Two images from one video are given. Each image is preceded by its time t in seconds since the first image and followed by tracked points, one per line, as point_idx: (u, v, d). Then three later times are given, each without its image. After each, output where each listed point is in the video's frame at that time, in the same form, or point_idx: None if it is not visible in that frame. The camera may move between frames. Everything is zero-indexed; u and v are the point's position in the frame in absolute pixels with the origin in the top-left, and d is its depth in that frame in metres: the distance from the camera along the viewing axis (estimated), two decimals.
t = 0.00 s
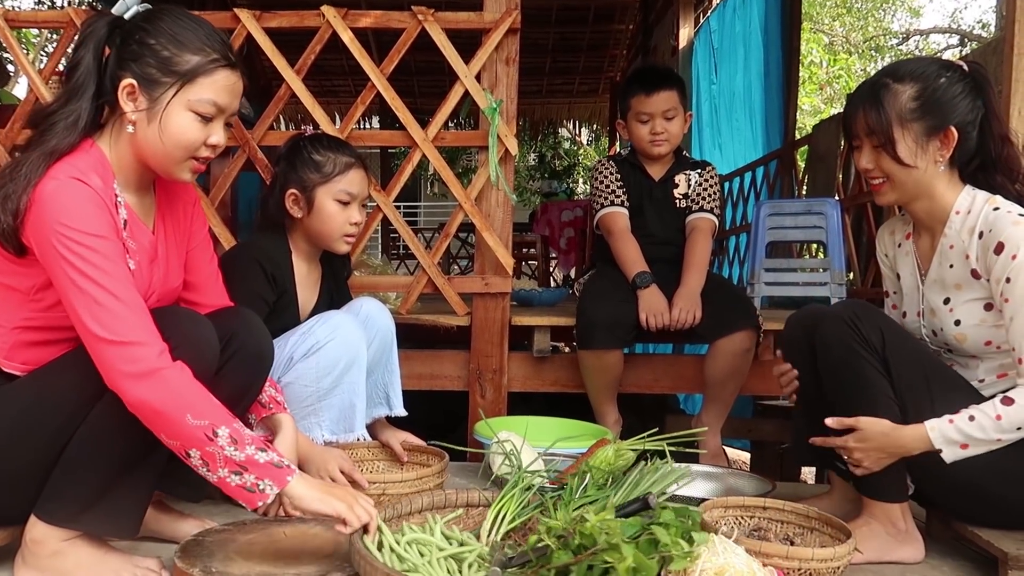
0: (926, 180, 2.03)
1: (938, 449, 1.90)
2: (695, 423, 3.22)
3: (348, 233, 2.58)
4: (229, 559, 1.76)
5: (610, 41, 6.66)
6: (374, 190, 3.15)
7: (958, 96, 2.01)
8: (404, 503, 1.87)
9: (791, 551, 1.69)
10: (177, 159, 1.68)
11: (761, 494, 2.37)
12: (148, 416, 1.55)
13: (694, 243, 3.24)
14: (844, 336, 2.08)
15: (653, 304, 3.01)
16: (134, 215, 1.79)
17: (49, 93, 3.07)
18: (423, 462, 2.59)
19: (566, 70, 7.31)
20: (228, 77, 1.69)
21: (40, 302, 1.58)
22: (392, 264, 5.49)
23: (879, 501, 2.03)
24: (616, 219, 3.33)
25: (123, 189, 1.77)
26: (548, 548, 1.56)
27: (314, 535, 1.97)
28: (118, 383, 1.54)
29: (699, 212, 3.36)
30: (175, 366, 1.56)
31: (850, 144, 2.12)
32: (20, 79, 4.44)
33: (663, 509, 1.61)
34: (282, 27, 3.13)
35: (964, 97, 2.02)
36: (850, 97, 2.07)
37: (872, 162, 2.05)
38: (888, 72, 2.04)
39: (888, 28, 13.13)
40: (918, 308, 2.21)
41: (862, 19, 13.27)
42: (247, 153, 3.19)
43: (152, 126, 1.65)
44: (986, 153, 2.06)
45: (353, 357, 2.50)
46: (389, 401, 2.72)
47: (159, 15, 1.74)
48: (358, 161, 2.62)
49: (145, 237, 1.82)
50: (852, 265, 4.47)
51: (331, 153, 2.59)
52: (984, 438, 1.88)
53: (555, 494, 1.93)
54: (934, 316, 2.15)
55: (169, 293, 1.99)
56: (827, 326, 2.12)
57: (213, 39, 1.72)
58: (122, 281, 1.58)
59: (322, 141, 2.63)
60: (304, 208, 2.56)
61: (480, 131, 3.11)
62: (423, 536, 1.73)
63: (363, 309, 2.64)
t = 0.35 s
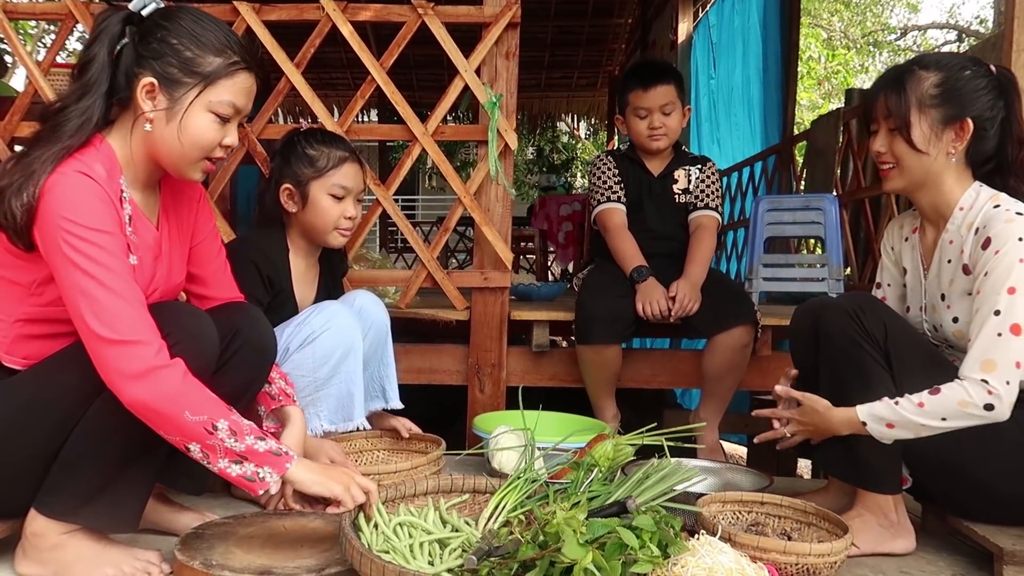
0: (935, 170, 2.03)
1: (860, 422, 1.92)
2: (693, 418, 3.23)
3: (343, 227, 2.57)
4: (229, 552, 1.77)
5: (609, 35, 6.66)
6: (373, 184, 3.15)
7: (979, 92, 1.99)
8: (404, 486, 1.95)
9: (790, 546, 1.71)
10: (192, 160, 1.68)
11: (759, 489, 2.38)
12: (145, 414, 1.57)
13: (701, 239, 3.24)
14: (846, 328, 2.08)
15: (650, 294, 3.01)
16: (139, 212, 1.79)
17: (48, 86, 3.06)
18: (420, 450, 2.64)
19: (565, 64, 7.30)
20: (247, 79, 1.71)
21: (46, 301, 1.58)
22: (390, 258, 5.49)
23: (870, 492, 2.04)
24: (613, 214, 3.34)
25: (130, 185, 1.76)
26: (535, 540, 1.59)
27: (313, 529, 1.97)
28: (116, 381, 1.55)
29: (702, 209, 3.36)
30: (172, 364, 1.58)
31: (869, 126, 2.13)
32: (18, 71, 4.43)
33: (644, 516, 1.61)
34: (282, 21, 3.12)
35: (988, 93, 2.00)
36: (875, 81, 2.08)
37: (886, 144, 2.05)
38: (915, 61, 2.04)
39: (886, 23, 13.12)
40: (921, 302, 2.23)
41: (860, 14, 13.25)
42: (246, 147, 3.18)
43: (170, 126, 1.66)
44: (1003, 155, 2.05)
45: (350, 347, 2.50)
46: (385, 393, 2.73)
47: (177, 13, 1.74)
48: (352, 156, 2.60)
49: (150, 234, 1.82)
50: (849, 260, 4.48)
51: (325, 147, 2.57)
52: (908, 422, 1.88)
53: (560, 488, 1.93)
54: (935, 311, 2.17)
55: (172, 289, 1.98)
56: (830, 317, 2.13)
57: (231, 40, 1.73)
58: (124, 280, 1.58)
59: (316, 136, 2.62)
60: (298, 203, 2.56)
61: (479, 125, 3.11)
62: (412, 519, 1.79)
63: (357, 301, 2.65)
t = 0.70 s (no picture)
0: (991, 173, 2.01)
1: (865, 400, 1.95)
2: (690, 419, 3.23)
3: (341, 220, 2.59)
4: (225, 553, 1.77)
5: (607, 36, 6.67)
6: (370, 185, 3.14)
7: None
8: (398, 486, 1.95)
9: (785, 548, 1.71)
10: (229, 165, 1.69)
11: (755, 490, 2.38)
12: (205, 403, 1.50)
13: (701, 240, 3.25)
14: (863, 317, 2.08)
15: (645, 296, 3.00)
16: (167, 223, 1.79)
17: (44, 86, 3.05)
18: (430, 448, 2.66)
19: (562, 64, 7.30)
20: (271, 79, 1.73)
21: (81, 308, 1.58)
22: (387, 258, 5.49)
23: (858, 480, 2.06)
24: (610, 215, 3.34)
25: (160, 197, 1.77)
26: (531, 541, 1.59)
27: (309, 530, 1.97)
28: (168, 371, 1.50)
29: (705, 211, 3.36)
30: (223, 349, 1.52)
31: (918, 131, 2.11)
32: (14, 70, 4.42)
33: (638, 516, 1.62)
34: (279, 21, 3.12)
35: None
36: (924, 83, 2.06)
37: (938, 149, 2.03)
38: (965, 63, 2.01)
39: (884, 23, 13.12)
40: (956, 299, 2.23)
41: (858, 15, 13.27)
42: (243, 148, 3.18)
43: (206, 135, 1.66)
44: None
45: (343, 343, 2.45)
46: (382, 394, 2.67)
47: (193, 24, 1.73)
48: (343, 150, 2.63)
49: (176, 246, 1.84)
50: (847, 261, 4.49)
51: (317, 144, 2.57)
52: (914, 399, 1.89)
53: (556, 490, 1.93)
54: (969, 308, 2.17)
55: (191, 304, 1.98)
56: (847, 305, 2.13)
57: (250, 44, 1.74)
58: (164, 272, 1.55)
59: (306, 133, 2.61)
60: (297, 201, 2.53)
61: (477, 126, 3.11)
62: (409, 520, 1.78)
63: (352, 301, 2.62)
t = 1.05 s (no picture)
0: (1012, 180, 2.01)
1: (872, 391, 1.96)
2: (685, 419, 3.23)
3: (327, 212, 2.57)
4: (220, 556, 1.76)
5: (602, 37, 6.67)
6: (365, 186, 3.14)
7: None
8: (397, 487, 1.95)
9: (780, 548, 1.71)
10: (296, 207, 1.71)
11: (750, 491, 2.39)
12: (158, 435, 1.45)
13: (694, 240, 3.26)
14: (870, 309, 2.08)
15: (644, 299, 3.00)
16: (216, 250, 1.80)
17: (37, 87, 3.04)
18: (427, 453, 2.58)
19: (557, 65, 7.31)
20: (340, 122, 1.74)
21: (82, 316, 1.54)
22: (382, 259, 5.48)
23: (847, 466, 2.06)
24: (605, 216, 3.35)
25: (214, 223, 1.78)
26: (528, 542, 1.59)
27: (305, 532, 1.96)
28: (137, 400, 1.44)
29: (696, 212, 3.36)
30: (190, 385, 1.46)
31: (935, 139, 2.11)
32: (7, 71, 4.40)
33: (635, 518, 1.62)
34: (273, 22, 3.11)
35: None
36: (943, 88, 2.06)
37: (958, 157, 2.03)
38: (982, 71, 2.03)
39: (877, 25, 13.15)
40: (962, 300, 2.23)
41: (852, 16, 13.32)
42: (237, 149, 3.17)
43: (275, 178, 1.69)
44: None
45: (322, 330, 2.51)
46: (372, 382, 2.65)
47: (267, 64, 1.74)
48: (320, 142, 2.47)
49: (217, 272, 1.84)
50: (841, 261, 4.50)
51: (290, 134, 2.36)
52: (921, 390, 1.91)
53: (552, 491, 1.93)
54: (977, 306, 2.17)
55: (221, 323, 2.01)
56: (854, 296, 2.13)
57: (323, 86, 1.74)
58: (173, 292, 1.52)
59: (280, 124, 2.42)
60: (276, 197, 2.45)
61: (472, 128, 3.11)
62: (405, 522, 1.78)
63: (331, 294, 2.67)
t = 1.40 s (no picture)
0: (971, 174, 2.04)
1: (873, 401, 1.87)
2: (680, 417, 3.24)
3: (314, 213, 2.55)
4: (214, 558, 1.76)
5: (594, 37, 6.68)
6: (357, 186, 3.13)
7: (1005, 94, 2.00)
8: (393, 487, 1.95)
9: (775, 544, 1.71)
10: (326, 256, 1.78)
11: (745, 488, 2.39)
12: None
13: (686, 238, 3.27)
14: (844, 320, 2.08)
15: (638, 294, 3.02)
16: (236, 275, 1.85)
17: (27, 89, 3.03)
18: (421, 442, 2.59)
19: (550, 65, 7.32)
20: (390, 185, 1.82)
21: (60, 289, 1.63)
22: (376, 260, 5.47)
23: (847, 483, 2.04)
24: (596, 216, 3.35)
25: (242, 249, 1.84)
26: (523, 540, 1.60)
27: (300, 533, 1.96)
28: None
29: (687, 209, 3.38)
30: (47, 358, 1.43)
31: (895, 135, 2.12)
32: None
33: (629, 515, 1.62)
34: (264, 23, 3.11)
35: (1010, 95, 2.01)
36: (900, 86, 2.07)
37: (919, 153, 2.04)
38: (938, 66, 2.03)
39: (868, 23, 13.19)
40: (936, 298, 2.24)
41: (843, 15, 13.36)
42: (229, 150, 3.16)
43: (314, 224, 1.76)
44: None
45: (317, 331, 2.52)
46: (366, 378, 2.56)
47: (333, 117, 1.84)
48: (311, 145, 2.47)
49: (234, 293, 1.87)
50: (833, 258, 4.52)
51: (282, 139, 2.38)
52: (921, 397, 1.84)
53: (547, 490, 1.93)
54: (953, 305, 2.18)
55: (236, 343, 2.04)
56: (829, 305, 2.13)
57: (380, 145, 1.84)
58: (99, 281, 1.54)
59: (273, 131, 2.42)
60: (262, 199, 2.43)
61: (464, 127, 3.11)
62: (400, 522, 1.78)
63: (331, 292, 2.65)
